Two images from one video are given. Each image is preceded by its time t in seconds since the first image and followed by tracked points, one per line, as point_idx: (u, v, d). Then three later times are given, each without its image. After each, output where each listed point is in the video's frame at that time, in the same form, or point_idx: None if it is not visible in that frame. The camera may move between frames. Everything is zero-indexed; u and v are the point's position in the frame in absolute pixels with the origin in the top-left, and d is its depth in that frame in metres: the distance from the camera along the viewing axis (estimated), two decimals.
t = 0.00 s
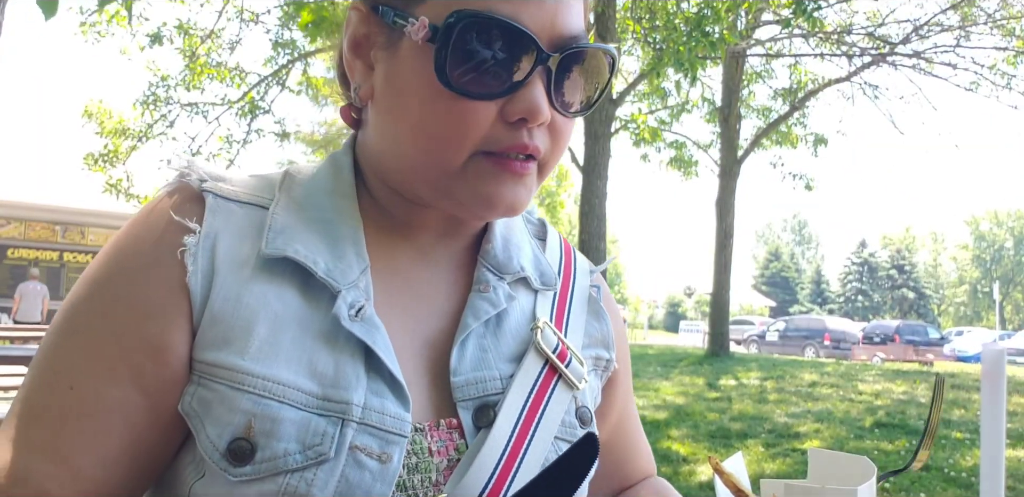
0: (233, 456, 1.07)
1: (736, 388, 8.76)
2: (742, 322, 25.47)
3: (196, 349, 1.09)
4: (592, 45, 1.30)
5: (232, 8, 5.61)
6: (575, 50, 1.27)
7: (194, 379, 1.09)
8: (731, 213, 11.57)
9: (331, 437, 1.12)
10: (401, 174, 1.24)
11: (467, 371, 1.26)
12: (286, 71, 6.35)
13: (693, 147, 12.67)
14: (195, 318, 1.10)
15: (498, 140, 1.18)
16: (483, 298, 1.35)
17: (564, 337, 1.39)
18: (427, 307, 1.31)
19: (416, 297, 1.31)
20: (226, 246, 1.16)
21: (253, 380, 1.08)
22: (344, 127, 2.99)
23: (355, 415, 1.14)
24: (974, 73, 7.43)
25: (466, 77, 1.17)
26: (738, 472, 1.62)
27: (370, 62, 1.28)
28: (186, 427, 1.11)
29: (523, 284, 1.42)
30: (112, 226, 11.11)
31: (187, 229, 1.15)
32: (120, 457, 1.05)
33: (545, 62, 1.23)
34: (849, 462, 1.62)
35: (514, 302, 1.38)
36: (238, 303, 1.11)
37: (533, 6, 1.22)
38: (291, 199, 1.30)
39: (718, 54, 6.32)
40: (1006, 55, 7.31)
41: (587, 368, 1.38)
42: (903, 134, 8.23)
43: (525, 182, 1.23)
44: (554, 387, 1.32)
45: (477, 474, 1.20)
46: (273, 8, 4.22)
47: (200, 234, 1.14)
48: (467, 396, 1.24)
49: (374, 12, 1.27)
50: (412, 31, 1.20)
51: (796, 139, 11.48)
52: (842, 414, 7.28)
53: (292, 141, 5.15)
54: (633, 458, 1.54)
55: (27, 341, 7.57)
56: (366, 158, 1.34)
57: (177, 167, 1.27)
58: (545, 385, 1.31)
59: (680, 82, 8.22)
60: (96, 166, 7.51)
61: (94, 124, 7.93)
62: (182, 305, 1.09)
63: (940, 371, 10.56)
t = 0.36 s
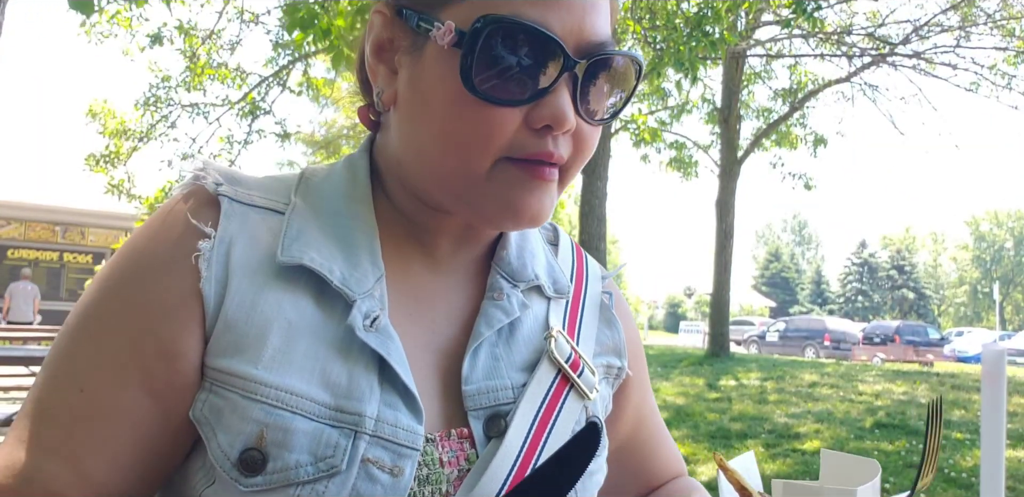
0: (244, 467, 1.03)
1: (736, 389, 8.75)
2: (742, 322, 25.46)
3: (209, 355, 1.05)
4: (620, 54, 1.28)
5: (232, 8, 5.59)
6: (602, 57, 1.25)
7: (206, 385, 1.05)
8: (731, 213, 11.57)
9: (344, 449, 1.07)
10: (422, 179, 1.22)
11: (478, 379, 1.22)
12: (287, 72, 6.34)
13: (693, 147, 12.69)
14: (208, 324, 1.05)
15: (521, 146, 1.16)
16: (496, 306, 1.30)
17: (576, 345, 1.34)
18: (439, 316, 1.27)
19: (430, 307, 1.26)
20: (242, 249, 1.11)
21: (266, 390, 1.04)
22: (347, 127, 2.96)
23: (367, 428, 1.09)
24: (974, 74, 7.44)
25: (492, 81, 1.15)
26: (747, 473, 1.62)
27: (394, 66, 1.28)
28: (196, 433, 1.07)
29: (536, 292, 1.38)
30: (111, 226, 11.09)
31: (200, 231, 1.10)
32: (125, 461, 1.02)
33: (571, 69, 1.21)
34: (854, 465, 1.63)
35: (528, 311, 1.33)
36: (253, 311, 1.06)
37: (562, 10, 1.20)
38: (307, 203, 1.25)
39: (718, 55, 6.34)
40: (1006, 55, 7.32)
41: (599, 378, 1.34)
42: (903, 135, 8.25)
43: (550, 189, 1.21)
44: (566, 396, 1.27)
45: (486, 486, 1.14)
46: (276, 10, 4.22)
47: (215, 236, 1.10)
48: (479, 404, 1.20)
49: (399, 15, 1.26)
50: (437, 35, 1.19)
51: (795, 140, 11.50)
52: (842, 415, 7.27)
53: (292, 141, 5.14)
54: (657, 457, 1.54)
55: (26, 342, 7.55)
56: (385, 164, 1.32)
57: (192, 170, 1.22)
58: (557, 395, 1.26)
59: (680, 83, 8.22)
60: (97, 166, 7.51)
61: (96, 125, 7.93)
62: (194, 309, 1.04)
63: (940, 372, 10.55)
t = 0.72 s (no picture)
0: (243, 483, 1.04)
1: (736, 389, 8.75)
2: (742, 323, 25.45)
3: (205, 368, 1.05)
4: (620, 54, 1.28)
5: (233, 9, 5.59)
6: (604, 55, 1.25)
7: (202, 399, 1.05)
8: (731, 214, 11.58)
9: (344, 464, 1.08)
10: (423, 179, 1.22)
11: (475, 387, 1.21)
12: (287, 72, 6.33)
13: (693, 148, 12.70)
14: (204, 336, 1.05)
15: (523, 147, 1.16)
16: (493, 313, 1.29)
17: (575, 350, 1.34)
18: (437, 325, 1.27)
19: (428, 317, 1.26)
20: (239, 261, 1.11)
21: (265, 406, 1.04)
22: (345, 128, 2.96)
23: (367, 443, 1.09)
24: (974, 74, 7.44)
25: (493, 83, 1.16)
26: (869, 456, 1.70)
27: (391, 64, 1.28)
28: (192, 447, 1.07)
29: (534, 296, 1.37)
30: (110, 227, 11.08)
31: (197, 240, 1.10)
32: (104, 467, 1.01)
33: (573, 69, 1.21)
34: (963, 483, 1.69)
35: (526, 317, 1.33)
36: (250, 324, 1.06)
37: (564, 11, 1.20)
38: (305, 212, 1.25)
39: (718, 55, 6.35)
40: (1007, 56, 7.31)
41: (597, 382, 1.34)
42: (903, 135, 8.26)
43: (554, 187, 1.20)
44: (565, 402, 1.27)
45: None
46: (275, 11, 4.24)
47: (211, 247, 1.10)
48: (476, 413, 1.20)
49: (399, 15, 1.26)
50: (439, 33, 1.19)
51: (795, 141, 11.50)
52: (842, 416, 7.27)
53: (292, 142, 5.14)
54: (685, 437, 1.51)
55: (25, 343, 7.53)
56: (384, 166, 1.32)
57: (189, 172, 1.21)
58: (555, 402, 1.26)
59: (681, 84, 8.23)
60: (98, 167, 7.51)
61: (97, 126, 7.94)
62: (190, 319, 1.04)
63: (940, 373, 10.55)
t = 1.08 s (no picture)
0: (247, 490, 1.04)
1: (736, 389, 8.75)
2: (742, 323, 25.44)
3: (210, 371, 1.04)
4: (624, 55, 1.29)
5: (233, 9, 5.59)
6: (608, 55, 1.25)
7: (203, 404, 1.04)
8: (732, 214, 11.58)
9: (349, 473, 1.08)
10: (427, 178, 1.22)
11: (470, 396, 1.21)
12: (287, 73, 6.33)
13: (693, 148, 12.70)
14: (210, 340, 1.05)
15: (527, 143, 1.16)
16: (490, 319, 1.28)
17: (574, 355, 1.33)
18: (435, 333, 1.26)
19: (427, 323, 1.26)
20: (244, 267, 1.11)
21: (270, 414, 1.04)
22: (345, 129, 2.96)
23: (372, 451, 1.09)
24: (975, 74, 7.43)
25: (497, 79, 1.16)
26: None
27: (395, 62, 1.28)
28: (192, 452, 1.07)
29: (534, 301, 1.36)
30: (110, 227, 11.08)
31: (203, 240, 1.10)
32: (96, 457, 0.98)
33: (577, 68, 1.21)
34: None
35: (527, 323, 1.32)
36: (255, 331, 1.06)
37: (570, 9, 1.20)
38: (308, 217, 1.25)
39: (718, 55, 6.35)
40: (1007, 56, 7.32)
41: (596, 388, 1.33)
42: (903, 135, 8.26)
43: (559, 185, 1.20)
44: (562, 410, 1.27)
45: None
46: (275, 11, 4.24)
47: (217, 248, 1.10)
48: (470, 422, 1.20)
49: (403, 14, 1.26)
50: (444, 30, 1.19)
51: (796, 141, 11.50)
52: (843, 416, 7.26)
53: (293, 142, 5.15)
54: (729, 411, 1.46)
55: (24, 343, 7.52)
56: (386, 166, 1.32)
57: (192, 176, 1.21)
58: (553, 411, 1.26)
59: (681, 84, 8.23)
60: (98, 168, 7.51)
61: (97, 126, 7.94)
62: (195, 318, 1.04)
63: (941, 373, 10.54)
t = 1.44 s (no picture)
0: (258, 485, 1.03)
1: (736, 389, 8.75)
2: (743, 323, 25.43)
3: (224, 364, 1.04)
4: (619, 54, 1.28)
5: (234, 10, 5.58)
6: (603, 54, 1.24)
7: (213, 398, 1.03)
8: (732, 214, 11.58)
9: (361, 468, 1.07)
10: (418, 176, 1.22)
11: (470, 393, 1.21)
12: (287, 73, 6.33)
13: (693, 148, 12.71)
14: (225, 331, 1.04)
15: (515, 144, 1.15)
16: (490, 318, 1.28)
17: (574, 353, 1.33)
18: (435, 331, 1.26)
19: (430, 320, 1.26)
20: (256, 261, 1.10)
21: (282, 408, 1.03)
22: (346, 128, 2.96)
23: (383, 446, 1.09)
24: (974, 75, 7.43)
25: (486, 80, 1.16)
26: None
27: (388, 61, 1.28)
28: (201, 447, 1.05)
29: (535, 299, 1.36)
30: (111, 228, 11.09)
31: (217, 231, 1.10)
32: (128, 434, 0.95)
33: (567, 71, 1.20)
34: None
35: (528, 321, 1.32)
36: (267, 325, 1.05)
37: (557, 8, 1.20)
38: (312, 212, 1.24)
39: (718, 56, 6.35)
40: (1007, 57, 7.31)
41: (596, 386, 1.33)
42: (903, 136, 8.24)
43: (550, 185, 1.20)
44: (563, 408, 1.27)
45: None
46: (277, 11, 4.25)
47: (229, 240, 1.09)
48: (471, 420, 1.19)
49: (395, 12, 1.26)
50: (430, 30, 1.19)
51: (796, 141, 11.51)
52: (843, 416, 7.26)
53: (292, 142, 5.15)
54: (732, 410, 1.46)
55: (23, 343, 7.51)
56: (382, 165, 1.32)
57: (196, 173, 1.19)
58: (553, 409, 1.26)
59: (680, 84, 8.22)
60: (98, 168, 7.50)
61: (97, 126, 7.93)
62: (215, 305, 1.04)
63: (941, 373, 10.54)
